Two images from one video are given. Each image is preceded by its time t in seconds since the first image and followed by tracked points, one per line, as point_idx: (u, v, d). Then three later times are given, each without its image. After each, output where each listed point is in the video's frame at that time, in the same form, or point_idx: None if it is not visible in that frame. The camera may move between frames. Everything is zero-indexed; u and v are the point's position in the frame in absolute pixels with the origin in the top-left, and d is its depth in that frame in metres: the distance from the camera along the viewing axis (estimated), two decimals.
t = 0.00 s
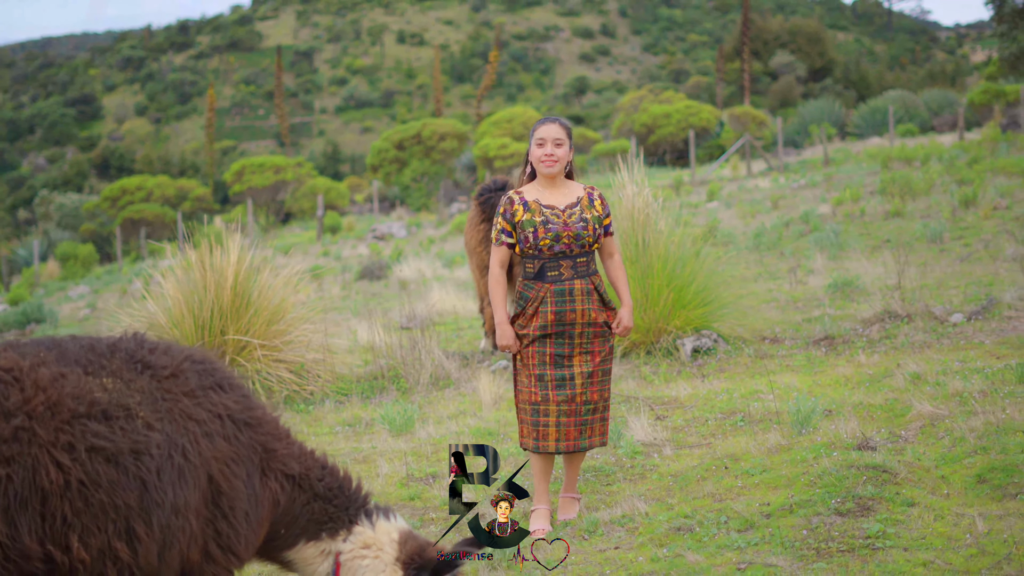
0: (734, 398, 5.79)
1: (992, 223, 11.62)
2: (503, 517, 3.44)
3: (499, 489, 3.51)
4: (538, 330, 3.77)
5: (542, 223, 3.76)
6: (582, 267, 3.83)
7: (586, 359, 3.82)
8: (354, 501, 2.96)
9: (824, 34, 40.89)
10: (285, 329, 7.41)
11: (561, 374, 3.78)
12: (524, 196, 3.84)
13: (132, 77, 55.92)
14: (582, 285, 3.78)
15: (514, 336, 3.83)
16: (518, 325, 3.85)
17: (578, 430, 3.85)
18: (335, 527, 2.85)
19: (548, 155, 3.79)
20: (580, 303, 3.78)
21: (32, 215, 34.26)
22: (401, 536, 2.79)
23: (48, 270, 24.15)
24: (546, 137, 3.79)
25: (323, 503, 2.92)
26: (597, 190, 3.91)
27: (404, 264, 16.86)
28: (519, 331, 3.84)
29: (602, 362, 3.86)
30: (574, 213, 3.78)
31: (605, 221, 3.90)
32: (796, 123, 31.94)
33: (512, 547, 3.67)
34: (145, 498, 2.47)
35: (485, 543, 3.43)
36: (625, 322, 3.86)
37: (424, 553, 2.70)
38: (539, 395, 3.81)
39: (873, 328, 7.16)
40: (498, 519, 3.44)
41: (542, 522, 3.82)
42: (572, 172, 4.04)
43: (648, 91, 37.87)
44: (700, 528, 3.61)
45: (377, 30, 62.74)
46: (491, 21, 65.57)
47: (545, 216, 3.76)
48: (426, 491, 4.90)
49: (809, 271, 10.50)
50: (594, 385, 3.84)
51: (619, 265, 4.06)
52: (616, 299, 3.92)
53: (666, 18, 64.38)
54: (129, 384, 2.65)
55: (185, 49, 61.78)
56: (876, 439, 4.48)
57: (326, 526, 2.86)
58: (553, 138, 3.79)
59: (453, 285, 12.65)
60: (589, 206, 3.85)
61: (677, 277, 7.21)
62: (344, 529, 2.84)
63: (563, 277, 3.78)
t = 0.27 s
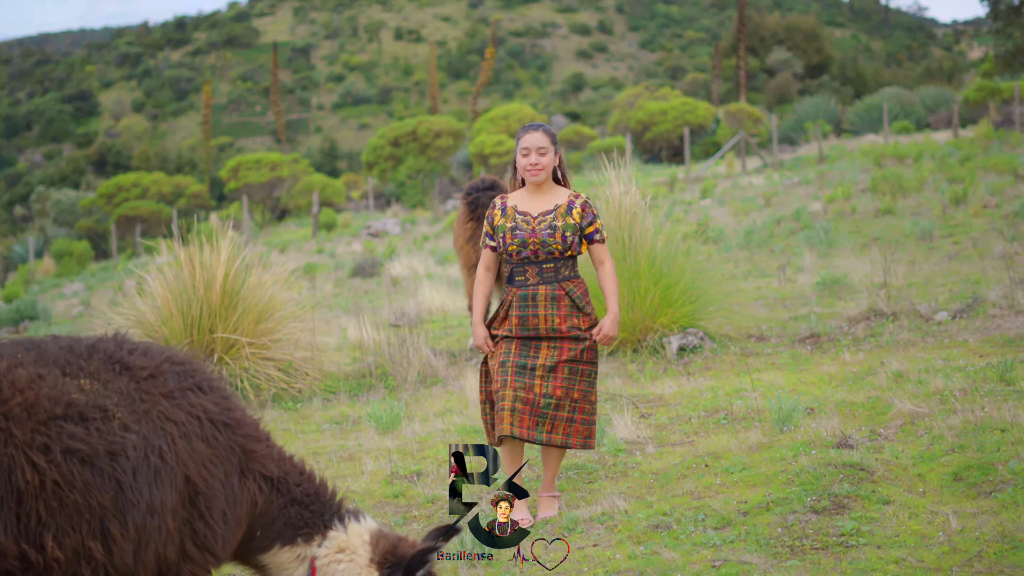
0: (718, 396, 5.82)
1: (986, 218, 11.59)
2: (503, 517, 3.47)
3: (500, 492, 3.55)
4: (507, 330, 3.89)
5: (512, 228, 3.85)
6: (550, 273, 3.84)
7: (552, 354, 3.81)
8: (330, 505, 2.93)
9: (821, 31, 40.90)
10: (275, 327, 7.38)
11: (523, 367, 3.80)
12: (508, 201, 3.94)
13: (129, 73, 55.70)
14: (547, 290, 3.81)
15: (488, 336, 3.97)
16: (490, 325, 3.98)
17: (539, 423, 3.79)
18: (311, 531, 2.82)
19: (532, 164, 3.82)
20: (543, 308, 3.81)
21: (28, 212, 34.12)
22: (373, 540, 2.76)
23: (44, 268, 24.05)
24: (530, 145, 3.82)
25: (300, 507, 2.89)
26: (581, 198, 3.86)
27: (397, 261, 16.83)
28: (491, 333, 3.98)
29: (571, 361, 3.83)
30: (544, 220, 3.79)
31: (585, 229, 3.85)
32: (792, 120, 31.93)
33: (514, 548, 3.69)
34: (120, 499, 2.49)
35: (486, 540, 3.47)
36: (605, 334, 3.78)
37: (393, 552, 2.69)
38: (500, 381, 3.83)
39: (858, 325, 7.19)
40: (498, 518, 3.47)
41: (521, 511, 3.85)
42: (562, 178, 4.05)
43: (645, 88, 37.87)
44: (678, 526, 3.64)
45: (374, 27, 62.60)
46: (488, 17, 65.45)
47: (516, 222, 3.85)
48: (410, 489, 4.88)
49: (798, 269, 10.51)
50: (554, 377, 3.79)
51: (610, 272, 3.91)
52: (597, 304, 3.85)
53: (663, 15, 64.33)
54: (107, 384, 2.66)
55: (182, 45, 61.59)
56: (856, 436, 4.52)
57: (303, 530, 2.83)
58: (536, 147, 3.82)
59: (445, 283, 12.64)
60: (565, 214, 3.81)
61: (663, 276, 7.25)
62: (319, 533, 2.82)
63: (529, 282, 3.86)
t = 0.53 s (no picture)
0: (705, 396, 5.84)
1: (982, 216, 11.54)
2: (503, 516, 3.50)
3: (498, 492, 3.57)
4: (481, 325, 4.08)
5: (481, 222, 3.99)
6: (508, 264, 3.89)
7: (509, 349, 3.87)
8: (318, 499, 2.87)
9: (817, 30, 40.93)
10: (265, 327, 7.23)
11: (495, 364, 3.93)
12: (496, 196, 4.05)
13: (125, 71, 55.54)
14: (503, 281, 3.89)
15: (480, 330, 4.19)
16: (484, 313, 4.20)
17: (507, 416, 3.90)
18: (301, 524, 2.77)
19: (515, 155, 3.83)
20: (500, 299, 3.88)
21: (24, 210, 33.98)
22: (367, 536, 2.68)
23: (38, 266, 23.85)
24: (512, 137, 3.83)
25: (289, 502, 2.84)
26: (554, 188, 3.77)
27: (391, 260, 16.80)
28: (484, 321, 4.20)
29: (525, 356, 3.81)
30: (504, 211, 3.84)
31: (542, 219, 3.76)
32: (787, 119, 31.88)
33: (511, 551, 3.68)
34: (102, 502, 2.45)
35: (487, 541, 3.51)
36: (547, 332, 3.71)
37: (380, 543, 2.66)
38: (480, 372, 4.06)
39: (846, 326, 7.21)
40: (499, 518, 3.50)
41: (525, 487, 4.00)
42: (551, 170, 4.01)
43: (641, 87, 37.90)
44: (660, 527, 3.66)
45: (371, 25, 62.52)
46: (484, 15, 65.38)
47: (485, 216, 3.97)
48: (397, 490, 4.79)
49: (789, 269, 10.52)
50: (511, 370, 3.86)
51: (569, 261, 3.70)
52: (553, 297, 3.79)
53: (660, 14, 64.34)
54: (89, 388, 2.62)
55: (179, 43, 61.44)
56: (840, 437, 4.55)
57: (294, 522, 2.78)
58: (518, 138, 3.81)
59: (438, 282, 12.62)
60: (525, 205, 3.79)
61: (652, 276, 7.25)
62: (310, 525, 2.76)
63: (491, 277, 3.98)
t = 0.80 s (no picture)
0: (695, 396, 5.86)
1: (974, 215, 11.52)
2: (504, 516, 3.60)
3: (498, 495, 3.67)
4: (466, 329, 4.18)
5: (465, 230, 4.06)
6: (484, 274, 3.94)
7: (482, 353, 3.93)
8: (304, 508, 2.77)
9: (813, 29, 40.94)
10: (257, 327, 7.08)
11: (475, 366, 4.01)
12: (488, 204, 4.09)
13: (121, 70, 55.33)
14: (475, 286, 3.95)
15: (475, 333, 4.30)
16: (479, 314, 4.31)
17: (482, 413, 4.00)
18: (285, 533, 2.67)
19: (502, 162, 3.83)
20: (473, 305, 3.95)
21: (20, 209, 33.86)
22: (342, 541, 2.61)
23: (33, 265, 23.56)
24: (500, 145, 3.84)
25: (273, 510, 2.74)
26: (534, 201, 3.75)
27: (385, 259, 16.78)
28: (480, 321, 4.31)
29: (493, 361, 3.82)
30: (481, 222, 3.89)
31: (511, 230, 3.75)
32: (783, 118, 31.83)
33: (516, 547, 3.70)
34: (91, 502, 2.36)
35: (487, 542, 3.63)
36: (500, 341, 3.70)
37: (359, 544, 2.59)
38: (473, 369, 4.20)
39: (837, 325, 7.22)
40: (499, 517, 3.60)
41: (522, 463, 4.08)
42: (539, 178, 3.99)
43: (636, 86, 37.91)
44: (648, 526, 3.66)
45: (367, 23, 62.40)
46: (481, 14, 65.30)
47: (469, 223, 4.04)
48: (389, 489, 4.74)
49: (781, 269, 10.53)
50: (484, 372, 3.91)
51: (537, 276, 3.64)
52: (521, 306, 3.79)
53: (656, 12, 64.35)
54: (78, 390, 2.53)
55: (175, 42, 61.27)
56: (829, 436, 4.57)
57: (278, 532, 2.67)
58: (505, 146, 3.82)
59: (431, 282, 12.59)
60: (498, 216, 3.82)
61: (642, 276, 7.27)
62: (293, 535, 2.66)
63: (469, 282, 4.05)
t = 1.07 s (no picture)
0: (682, 395, 5.88)
1: (967, 214, 11.47)
2: (504, 517, 3.51)
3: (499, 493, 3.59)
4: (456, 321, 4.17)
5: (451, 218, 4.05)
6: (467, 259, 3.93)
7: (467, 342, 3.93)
8: (292, 499, 2.61)
9: (811, 28, 40.93)
10: (247, 325, 6.90)
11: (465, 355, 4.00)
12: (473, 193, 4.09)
13: (119, 68, 55.22)
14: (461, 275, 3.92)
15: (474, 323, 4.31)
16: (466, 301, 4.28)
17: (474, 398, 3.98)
18: (272, 523, 2.53)
19: (485, 151, 3.82)
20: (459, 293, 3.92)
21: (17, 207, 33.77)
22: (333, 536, 2.44)
23: (29, 264, 23.21)
24: (482, 133, 3.83)
25: (260, 502, 2.60)
26: (519, 187, 3.75)
27: (379, 258, 16.76)
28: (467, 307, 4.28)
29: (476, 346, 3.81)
30: (465, 206, 3.89)
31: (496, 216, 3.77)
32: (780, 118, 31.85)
33: (515, 548, 3.64)
34: (69, 500, 2.28)
35: (486, 541, 3.57)
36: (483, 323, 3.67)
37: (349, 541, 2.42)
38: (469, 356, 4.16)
39: (826, 325, 7.22)
40: (500, 520, 3.52)
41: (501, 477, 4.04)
42: (523, 168, 3.98)
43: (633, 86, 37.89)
44: (630, 525, 3.67)
45: (365, 22, 62.29)
46: (479, 13, 65.22)
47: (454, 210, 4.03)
48: (375, 488, 4.67)
49: (773, 268, 10.51)
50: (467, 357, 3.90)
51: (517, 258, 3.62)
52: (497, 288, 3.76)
53: (654, 12, 64.34)
54: (58, 388, 2.42)
55: (173, 40, 61.14)
56: (811, 436, 4.58)
57: (266, 522, 2.54)
58: (488, 134, 3.81)
59: (423, 281, 12.56)
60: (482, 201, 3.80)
61: (631, 275, 7.30)
62: (281, 525, 2.52)
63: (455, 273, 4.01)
